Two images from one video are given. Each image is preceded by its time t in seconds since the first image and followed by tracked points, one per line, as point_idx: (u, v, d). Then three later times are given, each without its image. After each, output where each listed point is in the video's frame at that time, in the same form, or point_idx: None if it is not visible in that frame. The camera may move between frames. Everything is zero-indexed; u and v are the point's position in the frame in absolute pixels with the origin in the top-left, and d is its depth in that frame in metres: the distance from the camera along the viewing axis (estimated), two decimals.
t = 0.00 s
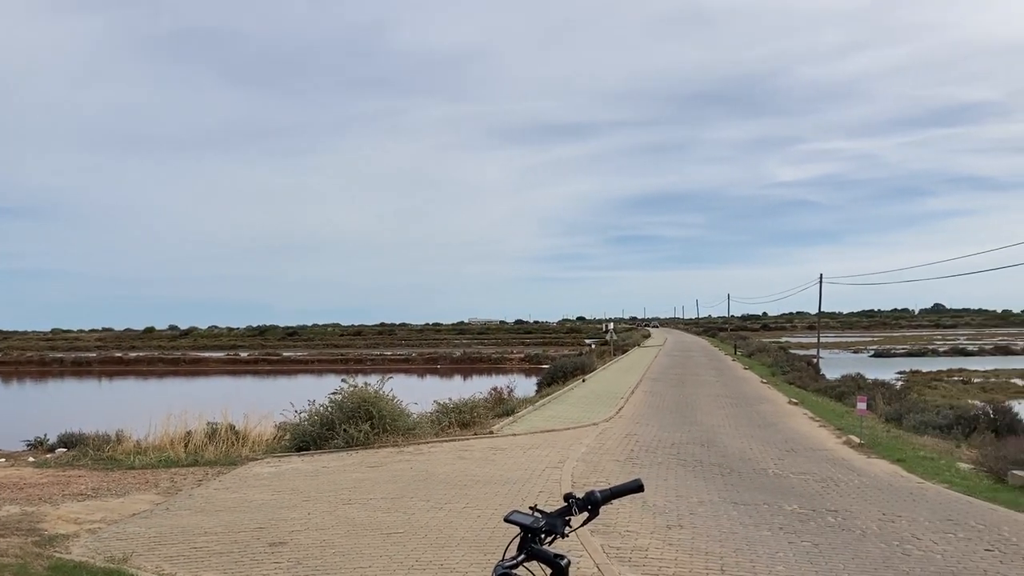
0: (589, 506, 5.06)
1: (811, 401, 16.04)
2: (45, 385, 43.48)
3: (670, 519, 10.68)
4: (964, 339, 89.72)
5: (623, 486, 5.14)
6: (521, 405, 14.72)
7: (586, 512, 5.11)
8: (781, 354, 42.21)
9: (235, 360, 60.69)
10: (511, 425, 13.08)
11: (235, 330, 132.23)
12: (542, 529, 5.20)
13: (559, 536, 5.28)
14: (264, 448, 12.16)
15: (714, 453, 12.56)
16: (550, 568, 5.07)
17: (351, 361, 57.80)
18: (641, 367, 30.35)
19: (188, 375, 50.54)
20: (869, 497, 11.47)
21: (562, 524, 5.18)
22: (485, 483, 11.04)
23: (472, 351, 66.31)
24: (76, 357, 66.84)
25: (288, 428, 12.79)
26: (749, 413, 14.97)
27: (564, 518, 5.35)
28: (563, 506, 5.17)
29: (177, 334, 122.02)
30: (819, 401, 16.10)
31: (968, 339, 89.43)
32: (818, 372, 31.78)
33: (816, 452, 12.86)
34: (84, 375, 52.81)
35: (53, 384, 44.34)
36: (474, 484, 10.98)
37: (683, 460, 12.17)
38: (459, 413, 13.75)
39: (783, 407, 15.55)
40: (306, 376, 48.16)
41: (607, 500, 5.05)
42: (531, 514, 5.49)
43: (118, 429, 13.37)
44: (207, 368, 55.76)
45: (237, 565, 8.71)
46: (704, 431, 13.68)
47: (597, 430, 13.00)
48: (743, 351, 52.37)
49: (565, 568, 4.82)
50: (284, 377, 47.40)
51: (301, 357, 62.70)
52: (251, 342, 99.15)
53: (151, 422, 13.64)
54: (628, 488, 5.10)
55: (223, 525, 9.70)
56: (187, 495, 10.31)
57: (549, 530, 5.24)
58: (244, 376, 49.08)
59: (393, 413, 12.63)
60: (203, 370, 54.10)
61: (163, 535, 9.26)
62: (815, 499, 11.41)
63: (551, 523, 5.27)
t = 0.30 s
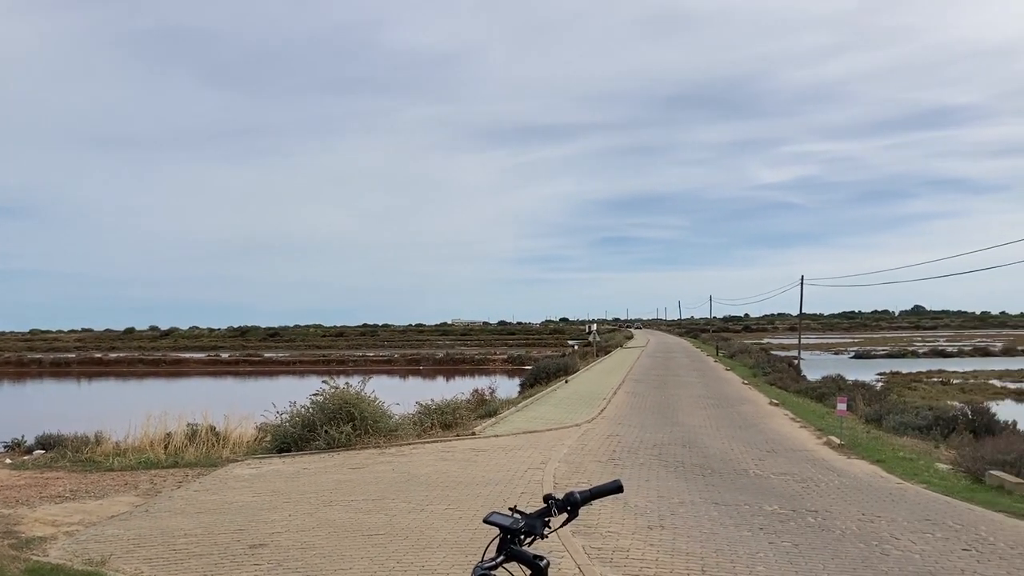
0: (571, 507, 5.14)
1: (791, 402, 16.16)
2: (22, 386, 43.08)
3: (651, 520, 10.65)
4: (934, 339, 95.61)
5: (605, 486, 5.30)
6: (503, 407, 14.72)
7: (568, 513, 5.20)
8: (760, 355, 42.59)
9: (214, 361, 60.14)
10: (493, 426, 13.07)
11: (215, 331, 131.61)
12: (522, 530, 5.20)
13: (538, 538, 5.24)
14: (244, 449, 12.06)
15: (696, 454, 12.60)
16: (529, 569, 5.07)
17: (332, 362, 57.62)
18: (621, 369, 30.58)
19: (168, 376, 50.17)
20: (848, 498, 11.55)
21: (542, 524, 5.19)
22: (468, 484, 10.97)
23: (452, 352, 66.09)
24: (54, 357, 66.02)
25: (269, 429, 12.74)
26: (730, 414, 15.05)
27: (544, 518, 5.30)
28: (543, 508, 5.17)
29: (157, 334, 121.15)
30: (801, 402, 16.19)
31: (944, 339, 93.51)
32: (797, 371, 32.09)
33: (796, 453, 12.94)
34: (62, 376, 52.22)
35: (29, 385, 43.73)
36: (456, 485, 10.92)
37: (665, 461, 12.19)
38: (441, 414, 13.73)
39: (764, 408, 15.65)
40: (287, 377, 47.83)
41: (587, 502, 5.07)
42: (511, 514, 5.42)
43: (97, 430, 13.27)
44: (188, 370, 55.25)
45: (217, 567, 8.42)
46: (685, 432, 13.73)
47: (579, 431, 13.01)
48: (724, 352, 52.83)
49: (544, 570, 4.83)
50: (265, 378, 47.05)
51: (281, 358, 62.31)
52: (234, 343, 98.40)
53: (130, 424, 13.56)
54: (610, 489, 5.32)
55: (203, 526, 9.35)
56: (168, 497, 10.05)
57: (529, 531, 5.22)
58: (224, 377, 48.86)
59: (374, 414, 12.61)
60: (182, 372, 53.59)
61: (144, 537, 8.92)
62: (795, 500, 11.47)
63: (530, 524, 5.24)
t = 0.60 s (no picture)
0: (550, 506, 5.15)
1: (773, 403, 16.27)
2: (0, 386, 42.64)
3: (633, 519, 10.68)
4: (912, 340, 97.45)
5: (585, 487, 5.26)
6: (487, 407, 14.73)
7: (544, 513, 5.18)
8: (741, 355, 42.95)
9: (196, 361, 59.71)
10: (476, 426, 13.07)
11: (196, 331, 130.66)
12: (499, 530, 5.19)
13: (516, 538, 5.29)
14: (226, 449, 11.99)
15: (678, 454, 12.65)
16: (508, 571, 5.05)
17: (315, 362, 57.39)
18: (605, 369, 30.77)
19: (149, 376, 49.81)
20: (829, 498, 11.62)
21: (520, 524, 5.23)
22: (451, 484, 10.94)
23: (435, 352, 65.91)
24: (34, 356, 65.19)
25: (251, 429, 12.69)
26: (713, 414, 15.12)
27: (522, 519, 5.34)
28: (522, 508, 5.16)
29: (138, 334, 120.08)
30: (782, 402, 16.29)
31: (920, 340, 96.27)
32: (778, 371, 32.36)
33: (777, 453, 13.01)
34: (42, 375, 51.63)
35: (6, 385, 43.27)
36: (439, 485, 10.88)
37: (647, 461, 12.24)
38: (424, 414, 13.73)
39: (746, 408, 15.74)
40: (270, 377, 47.57)
41: (566, 502, 5.07)
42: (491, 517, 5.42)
43: (77, 431, 13.17)
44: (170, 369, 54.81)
45: (197, 568, 8.30)
46: (668, 432, 13.79)
47: (562, 432, 13.03)
48: (705, 352, 53.22)
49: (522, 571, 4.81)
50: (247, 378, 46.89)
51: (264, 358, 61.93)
52: (218, 342, 97.71)
53: (111, 424, 13.47)
54: (588, 490, 5.29)
55: (183, 526, 9.24)
56: (148, 497, 9.92)
57: (506, 531, 5.22)
58: (206, 376, 48.60)
59: (357, 414, 12.58)
60: (163, 372, 53.15)
61: (122, 537, 8.82)
62: (776, 500, 11.54)
63: (508, 524, 5.27)
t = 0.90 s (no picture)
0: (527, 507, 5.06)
1: (757, 402, 16.33)
2: None
3: (616, 519, 10.69)
4: (897, 340, 98.14)
5: (558, 489, 5.20)
6: (472, 407, 14.73)
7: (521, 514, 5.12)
8: (726, 355, 43.17)
9: (179, 360, 59.22)
10: (461, 426, 13.07)
11: (180, 329, 129.85)
12: (476, 532, 5.11)
13: (494, 539, 5.21)
14: (209, 448, 11.93)
15: (662, 454, 12.68)
16: (483, 573, 5.00)
17: (300, 361, 57.24)
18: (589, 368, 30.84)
19: (132, 375, 49.47)
20: (812, 498, 11.67)
21: (496, 526, 5.13)
22: (434, 483, 10.91)
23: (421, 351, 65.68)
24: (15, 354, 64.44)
25: (234, 428, 12.63)
26: (697, 414, 15.17)
27: (499, 520, 5.26)
28: (497, 509, 5.09)
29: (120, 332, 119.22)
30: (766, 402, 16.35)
31: (902, 339, 96.70)
32: (763, 370, 32.50)
33: (760, 452, 13.07)
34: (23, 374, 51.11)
35: None
36: (423, 484, 10.84)
37: (631, 460, 12.26)
38: (409, 414, 13.72)
39: (730, 408, 15.80)
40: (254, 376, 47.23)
41: (542, 503, 5.02)
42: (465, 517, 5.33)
43: (57, 429, 13.07)
44: (153, 368, 54.25)
45: (177, 567, 8.24)
46: (652, 431, 13.82)
47: (546, 431, 13.05)
48: (690, 352, 53.51)
49: (498, 572, 4.77)
50: (231, 376, 46.67)
51: (248, 357, 61.46)
52: (203, 340, 97.22)
53: (92, 423, 13.38)
54: (564, 491, 5.22)
55: (164, 526, 9.18)
56: (128, 497, 9.85)
57: (483, 533, 5.14)
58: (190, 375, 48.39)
59: (341, 413, 12.55)
60: (145, 371, 52.59)
61: (102, 537, 8.75)
62: (759, 500, 11.58)
63: (485, 526, 5.19)
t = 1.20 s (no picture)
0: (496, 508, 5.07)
1: (743, 402, 16.37)
2: None
3: (599, 518, 10.72)
4: (885, 340, 98.44)
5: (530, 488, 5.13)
6: (457, 405, 14.75)
7: (493, 513, 5.13)
8: (713, 355, 43.30)
9: (167, 358, 58.96)
10: (446, 424, 13.08)
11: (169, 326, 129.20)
12: (445, 531, 5.13)
13: (464, 539, 5.23)
14: (192, 447, 11.92)
15: (647, 453, 12.72)
16: (452, 572, 5.00)
17: (287, 359, 57.13)
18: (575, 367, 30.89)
19: (116, 373, 49.20)
20: (795, 497, 11.72)
21: (466, 525, 5.11)
22: (418, 482, 10.91)
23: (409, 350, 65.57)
24: None
25: (217, 427, 12.61)
26: (682, 413, 15.20)
27: (469, 520, 5.27)
28: (467, 508, 5.13)
29: (108, 329, 118.71)
30: (751, 402, 16.40)
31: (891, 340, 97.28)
32: (749, 370, 32.61)
33: (745, 451, 13.11)
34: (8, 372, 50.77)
35: None
36: (406, 483, 10.84)
37: (616, 460, 12.29)
38: (393, 412, 13.75)
39: (716, 407, 15.83)
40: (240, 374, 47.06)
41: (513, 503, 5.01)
42: (434, 518, 5.36)
43: (39, 427, 13.02)
44: (139, 366, 54.01)
45: (156, 565, 8.24)
46: (637, 430, 13.85)
47: (532, 430, 13.07)
48: (677, 351, 53.72)
49: (466, 571, 4.76)
50: (218, 375, 46.52)
51: (235, 355, 61.14)
52: (192, 339, 96.90)
53: (74, 420, 13.34)
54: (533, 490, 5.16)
55: (145, 525, 9.17)
56: (110, 495, 9.83)
57: (453, 532, 5.15)
58: (175, 373, 48.18)
59: (325, 412, 12.57)
60: (132, 369, 52.35)
61: (81, 536, 8.73)
62: (742, 499, 11.63)
63: (455, 525, 5.20)
